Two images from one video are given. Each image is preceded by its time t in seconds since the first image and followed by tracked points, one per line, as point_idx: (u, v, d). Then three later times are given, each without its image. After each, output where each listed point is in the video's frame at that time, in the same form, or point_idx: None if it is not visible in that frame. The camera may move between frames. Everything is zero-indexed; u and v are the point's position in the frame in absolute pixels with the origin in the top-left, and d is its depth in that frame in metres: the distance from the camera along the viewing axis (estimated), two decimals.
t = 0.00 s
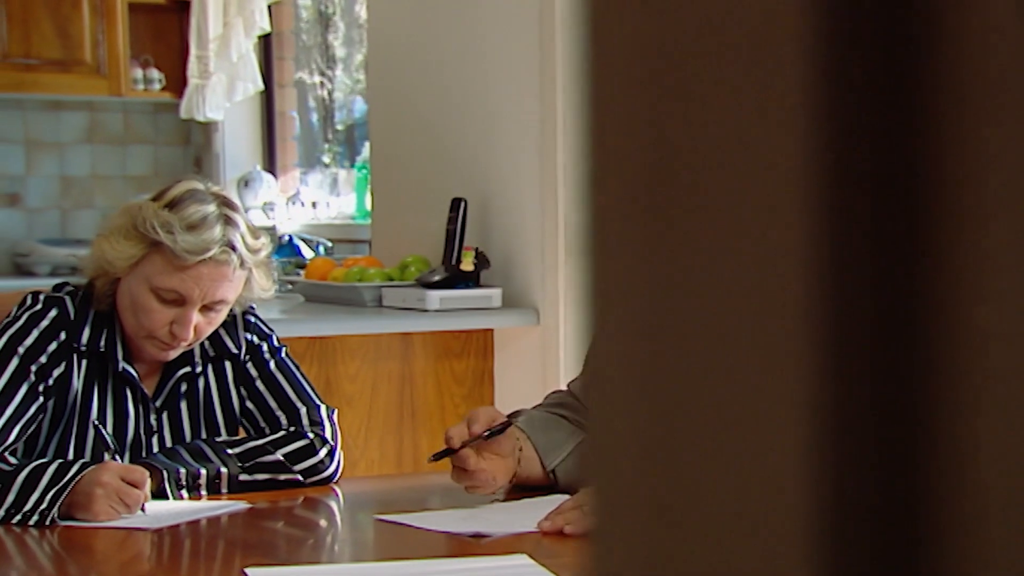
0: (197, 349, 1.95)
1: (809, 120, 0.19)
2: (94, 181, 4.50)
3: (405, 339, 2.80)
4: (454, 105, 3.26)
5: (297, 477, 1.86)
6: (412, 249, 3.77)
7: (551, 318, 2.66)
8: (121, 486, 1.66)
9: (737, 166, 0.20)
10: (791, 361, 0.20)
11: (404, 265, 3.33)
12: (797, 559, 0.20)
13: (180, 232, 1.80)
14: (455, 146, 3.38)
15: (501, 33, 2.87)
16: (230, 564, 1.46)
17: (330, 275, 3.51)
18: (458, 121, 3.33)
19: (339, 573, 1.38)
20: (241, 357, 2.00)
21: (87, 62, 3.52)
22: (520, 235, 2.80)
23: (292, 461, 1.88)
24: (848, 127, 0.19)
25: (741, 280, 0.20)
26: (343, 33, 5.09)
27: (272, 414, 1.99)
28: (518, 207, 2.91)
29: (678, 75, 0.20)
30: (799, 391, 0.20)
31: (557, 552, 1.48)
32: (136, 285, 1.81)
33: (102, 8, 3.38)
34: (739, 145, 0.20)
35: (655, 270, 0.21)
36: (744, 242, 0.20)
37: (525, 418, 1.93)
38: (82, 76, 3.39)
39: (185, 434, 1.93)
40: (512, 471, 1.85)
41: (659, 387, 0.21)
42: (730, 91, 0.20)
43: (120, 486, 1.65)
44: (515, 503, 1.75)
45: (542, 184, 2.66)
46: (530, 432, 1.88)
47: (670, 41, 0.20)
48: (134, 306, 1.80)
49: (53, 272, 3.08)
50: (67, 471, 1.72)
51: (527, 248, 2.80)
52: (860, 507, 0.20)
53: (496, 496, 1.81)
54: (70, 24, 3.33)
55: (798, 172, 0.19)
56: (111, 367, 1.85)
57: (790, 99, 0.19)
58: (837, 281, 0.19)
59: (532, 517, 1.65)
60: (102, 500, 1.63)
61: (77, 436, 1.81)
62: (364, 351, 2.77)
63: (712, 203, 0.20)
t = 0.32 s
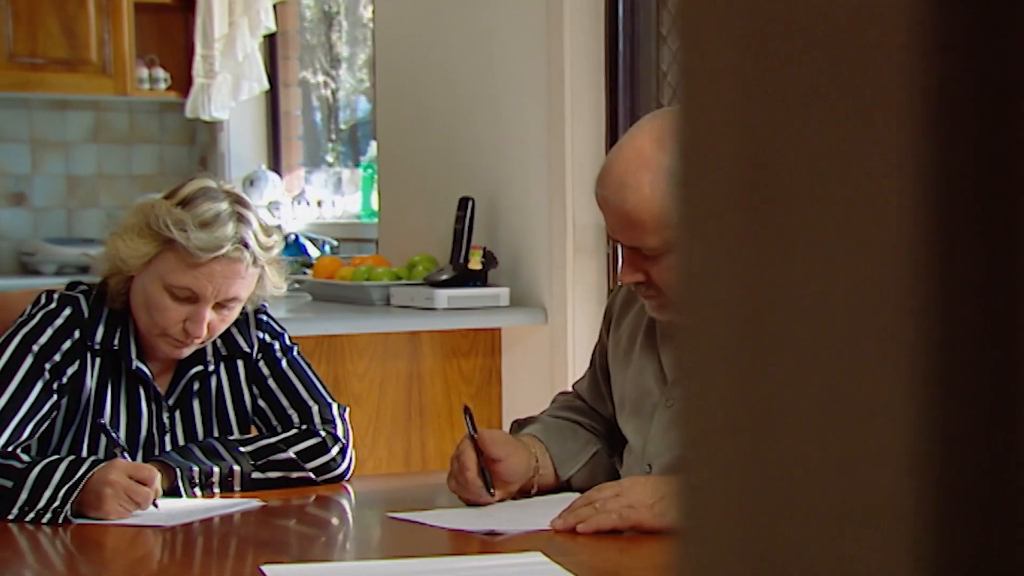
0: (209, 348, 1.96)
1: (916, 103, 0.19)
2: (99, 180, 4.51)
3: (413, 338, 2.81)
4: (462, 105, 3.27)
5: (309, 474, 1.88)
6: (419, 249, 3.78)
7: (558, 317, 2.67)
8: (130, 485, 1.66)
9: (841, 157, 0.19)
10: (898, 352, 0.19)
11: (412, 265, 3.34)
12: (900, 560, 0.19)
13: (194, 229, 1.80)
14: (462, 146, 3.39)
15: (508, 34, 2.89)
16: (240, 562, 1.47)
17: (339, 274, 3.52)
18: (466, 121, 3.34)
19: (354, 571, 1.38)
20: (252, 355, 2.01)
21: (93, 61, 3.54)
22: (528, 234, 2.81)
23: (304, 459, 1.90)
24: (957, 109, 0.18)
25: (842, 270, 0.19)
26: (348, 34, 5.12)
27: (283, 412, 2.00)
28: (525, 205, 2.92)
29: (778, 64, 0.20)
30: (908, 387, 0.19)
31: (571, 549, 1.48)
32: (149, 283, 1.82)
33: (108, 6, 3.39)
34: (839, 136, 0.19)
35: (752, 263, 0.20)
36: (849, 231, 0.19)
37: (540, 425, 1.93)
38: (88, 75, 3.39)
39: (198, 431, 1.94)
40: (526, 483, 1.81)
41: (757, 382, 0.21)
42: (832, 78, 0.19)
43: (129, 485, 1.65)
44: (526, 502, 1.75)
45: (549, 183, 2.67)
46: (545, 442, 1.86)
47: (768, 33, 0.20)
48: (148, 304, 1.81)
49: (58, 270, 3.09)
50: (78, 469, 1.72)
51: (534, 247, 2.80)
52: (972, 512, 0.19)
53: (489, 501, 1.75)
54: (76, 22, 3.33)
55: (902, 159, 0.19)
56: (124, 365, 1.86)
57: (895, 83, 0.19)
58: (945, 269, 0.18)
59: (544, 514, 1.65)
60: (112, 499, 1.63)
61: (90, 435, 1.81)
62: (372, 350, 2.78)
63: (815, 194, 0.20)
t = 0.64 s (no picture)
0: (223, 346, 1.96)
1: None
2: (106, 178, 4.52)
3: (423, 337, 2.82)
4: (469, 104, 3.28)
5: (323, 472, 1.90)
6: (429, 247, 3.79)
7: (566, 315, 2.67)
8: (148, 482, 1.67)
9: (973, 210, 0.22)
10: (1003, 371, 0.22)
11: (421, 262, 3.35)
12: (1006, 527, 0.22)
13: (209, 229, 1.80)
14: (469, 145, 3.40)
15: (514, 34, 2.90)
16: (254, 560, 1.47)
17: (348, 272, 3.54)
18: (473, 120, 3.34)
19: (370, 569, 1.39)
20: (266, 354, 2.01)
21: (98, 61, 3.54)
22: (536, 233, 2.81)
23: (318, 456, 1.90)
24: None
25: (975, 308, 0.22)
26: (352, 34, 5.13)
27: (297, 410, 2.00)
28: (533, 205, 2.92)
29: (880, 86, 0.22)
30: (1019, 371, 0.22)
31: (586, 547, 1.49)
32: (165, 282, 1.82)
33: (115, 5, 3.39)
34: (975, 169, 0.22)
35: (848, 272, 0.23)
36: (972, 281, 0.22)
37: (551, 423, 1.93)
38: (95, 74, 3.40)
39: (212, 429, 1.95)
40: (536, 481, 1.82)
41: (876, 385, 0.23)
42: (967, 135, 0.22)
43: (146, 482, 1.67)
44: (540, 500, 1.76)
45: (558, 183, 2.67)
46: (555, 439, 1.87)
47: (852, 64, 0.22)
48: (164, 302, 1.82)
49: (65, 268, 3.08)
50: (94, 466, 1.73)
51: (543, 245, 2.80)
52: None
53: (488, 499, 1.71)
54: (83, 21, 3.34)
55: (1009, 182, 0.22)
56: (139, 363, 1.86)
57: (1001, 137, 0.22)
58: None
59: (557, 513, 1.66)
60: (129, 496, 1.64)
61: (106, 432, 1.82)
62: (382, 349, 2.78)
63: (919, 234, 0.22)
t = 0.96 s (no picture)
0: (238, 344, 1.96)
1: None
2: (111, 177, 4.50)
3: (432, 337, 2.82)
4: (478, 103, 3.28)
5: (337, 470, 1.90)
6: (436, 246, 3.79)
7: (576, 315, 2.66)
8: (163, 479, 1.68)
9: None
10: None
11: (430, 261, 3.35)
12: None
13: (225, 227, 1.80)
14: (478, 146, 3.39)
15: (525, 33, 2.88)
16: (271, 556, 1.48)
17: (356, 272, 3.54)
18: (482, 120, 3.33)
19: (388, 565, 1.40)
20: (280, 352, 2.02)
21: (105, 60, 3.53)
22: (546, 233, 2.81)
23: (333, 453, 1.92)
24: None
25: None
26: (359, 34, 5.12)
27: (311, 408, 2.01)
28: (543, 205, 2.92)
29: (982, 112, 0.28)
30: None
31: (602, 544, 1.49)
32: (181, 280, 1.83)
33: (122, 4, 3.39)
34: None
35: (958, 264, 0.28)
36: None
37: (567, 420, 1.94)
38: (102, 73, 3.39)
39: (227, 426, 1.96)
40: (556, 477, 1.82)
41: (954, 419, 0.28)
42: None
43: (162, 479, 1.68)
44: (555, 498, 1.76)
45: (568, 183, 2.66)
46: (573, 440, 1.88)
47: (964, 93, 0.28)
48: (180, 301, 1.83)
49: (72, 267, 3.08)
50: (111, 463, 1.74)
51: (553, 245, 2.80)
52: None
53: (501, 500, 1.70)
54: (89, 21, 3.33)
55: None
56: (155, 361, 1.88)
57: None
58: None
59: (572, 511, 1.66)
60: (145, 493, 1.65)
61: (123, 429, 1.83)
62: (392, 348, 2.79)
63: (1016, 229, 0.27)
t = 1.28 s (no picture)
0: (253, 343, 1.97)
1: None
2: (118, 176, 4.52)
3: (442, 335, 2.83)
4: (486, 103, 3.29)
5: (352, 469, 1.91)
6: (444, 244, 3.80)
7: (586, 314, 2.67)
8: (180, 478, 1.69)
9: None
10: None
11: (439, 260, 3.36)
12: None
13: (241, 225, 1.81)
14: (487, 145, 3.40)
15: (531, 35, 2.89)
16: (286, 554, 1.48)
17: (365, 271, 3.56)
18: (489, 120, 3.34)
19: (404, 564, 1.40)
20: (295, 351, 2.03)
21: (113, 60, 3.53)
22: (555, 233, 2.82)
23: (347, 452, 1.92)
24: None
25: None
26: (365, 34, 5.15)
27: (326, 407, 2.02)
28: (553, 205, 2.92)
29: None
30: None
31: (618, 542, 1.50)
32: (197, 278, 1.84)
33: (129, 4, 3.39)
34: None
35: None
36: None
37: (582, 421, 1.95)
38: (109, 73, 3.40)
39: (242, 425, 1.96)
40: (573, 476, 1.83)
41: None
42: None
43: (178, 477, 1.69)
44: (569, 497, 1.77)
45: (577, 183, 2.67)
46: (589, 440, 1.89)
47: None
48: (196, 298, 1.84)
49: (79, 266, 3.08)
50: (128, 462, 1.75)
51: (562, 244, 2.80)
52: None
53: (518, 499, 1.71)
54: (97, 21, 3.34)
55: None
56: (171, 359, 1.89)
57: None
58: None
59: (586, 510, 1.67)
60: (162, 491, 1.66)
61: (139, 427, 1.84)
62: (401, 347, 2.80)
63: None
